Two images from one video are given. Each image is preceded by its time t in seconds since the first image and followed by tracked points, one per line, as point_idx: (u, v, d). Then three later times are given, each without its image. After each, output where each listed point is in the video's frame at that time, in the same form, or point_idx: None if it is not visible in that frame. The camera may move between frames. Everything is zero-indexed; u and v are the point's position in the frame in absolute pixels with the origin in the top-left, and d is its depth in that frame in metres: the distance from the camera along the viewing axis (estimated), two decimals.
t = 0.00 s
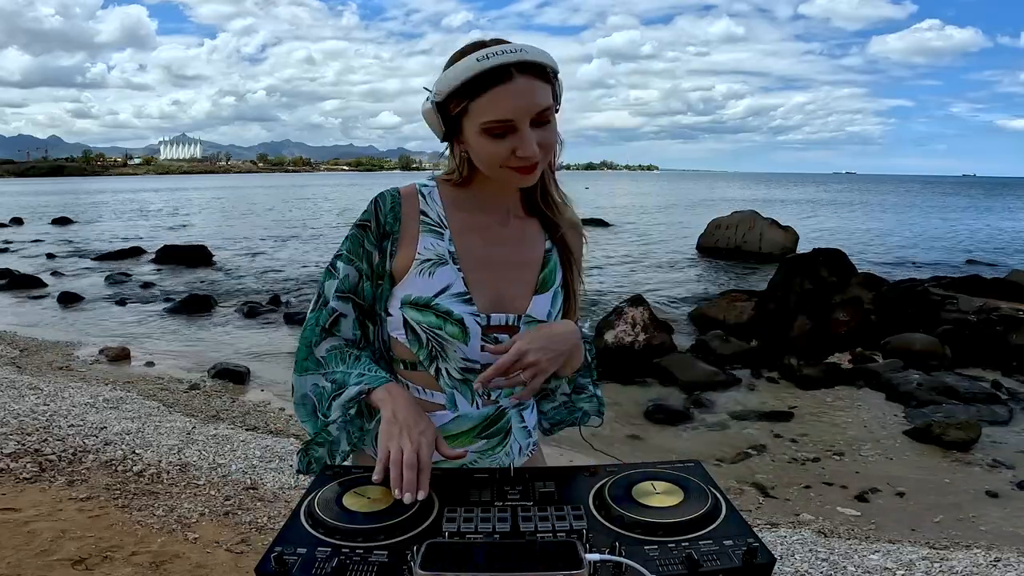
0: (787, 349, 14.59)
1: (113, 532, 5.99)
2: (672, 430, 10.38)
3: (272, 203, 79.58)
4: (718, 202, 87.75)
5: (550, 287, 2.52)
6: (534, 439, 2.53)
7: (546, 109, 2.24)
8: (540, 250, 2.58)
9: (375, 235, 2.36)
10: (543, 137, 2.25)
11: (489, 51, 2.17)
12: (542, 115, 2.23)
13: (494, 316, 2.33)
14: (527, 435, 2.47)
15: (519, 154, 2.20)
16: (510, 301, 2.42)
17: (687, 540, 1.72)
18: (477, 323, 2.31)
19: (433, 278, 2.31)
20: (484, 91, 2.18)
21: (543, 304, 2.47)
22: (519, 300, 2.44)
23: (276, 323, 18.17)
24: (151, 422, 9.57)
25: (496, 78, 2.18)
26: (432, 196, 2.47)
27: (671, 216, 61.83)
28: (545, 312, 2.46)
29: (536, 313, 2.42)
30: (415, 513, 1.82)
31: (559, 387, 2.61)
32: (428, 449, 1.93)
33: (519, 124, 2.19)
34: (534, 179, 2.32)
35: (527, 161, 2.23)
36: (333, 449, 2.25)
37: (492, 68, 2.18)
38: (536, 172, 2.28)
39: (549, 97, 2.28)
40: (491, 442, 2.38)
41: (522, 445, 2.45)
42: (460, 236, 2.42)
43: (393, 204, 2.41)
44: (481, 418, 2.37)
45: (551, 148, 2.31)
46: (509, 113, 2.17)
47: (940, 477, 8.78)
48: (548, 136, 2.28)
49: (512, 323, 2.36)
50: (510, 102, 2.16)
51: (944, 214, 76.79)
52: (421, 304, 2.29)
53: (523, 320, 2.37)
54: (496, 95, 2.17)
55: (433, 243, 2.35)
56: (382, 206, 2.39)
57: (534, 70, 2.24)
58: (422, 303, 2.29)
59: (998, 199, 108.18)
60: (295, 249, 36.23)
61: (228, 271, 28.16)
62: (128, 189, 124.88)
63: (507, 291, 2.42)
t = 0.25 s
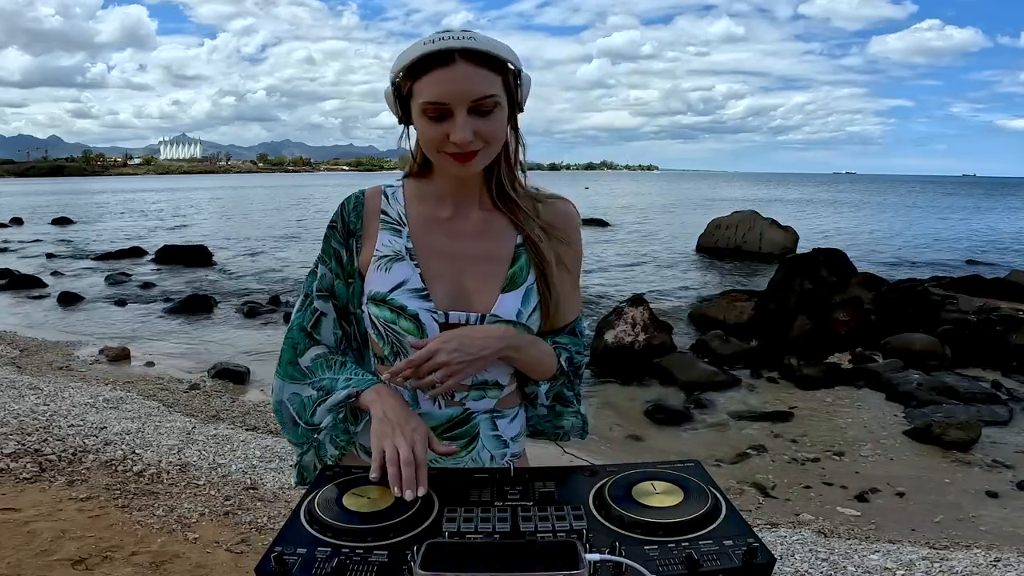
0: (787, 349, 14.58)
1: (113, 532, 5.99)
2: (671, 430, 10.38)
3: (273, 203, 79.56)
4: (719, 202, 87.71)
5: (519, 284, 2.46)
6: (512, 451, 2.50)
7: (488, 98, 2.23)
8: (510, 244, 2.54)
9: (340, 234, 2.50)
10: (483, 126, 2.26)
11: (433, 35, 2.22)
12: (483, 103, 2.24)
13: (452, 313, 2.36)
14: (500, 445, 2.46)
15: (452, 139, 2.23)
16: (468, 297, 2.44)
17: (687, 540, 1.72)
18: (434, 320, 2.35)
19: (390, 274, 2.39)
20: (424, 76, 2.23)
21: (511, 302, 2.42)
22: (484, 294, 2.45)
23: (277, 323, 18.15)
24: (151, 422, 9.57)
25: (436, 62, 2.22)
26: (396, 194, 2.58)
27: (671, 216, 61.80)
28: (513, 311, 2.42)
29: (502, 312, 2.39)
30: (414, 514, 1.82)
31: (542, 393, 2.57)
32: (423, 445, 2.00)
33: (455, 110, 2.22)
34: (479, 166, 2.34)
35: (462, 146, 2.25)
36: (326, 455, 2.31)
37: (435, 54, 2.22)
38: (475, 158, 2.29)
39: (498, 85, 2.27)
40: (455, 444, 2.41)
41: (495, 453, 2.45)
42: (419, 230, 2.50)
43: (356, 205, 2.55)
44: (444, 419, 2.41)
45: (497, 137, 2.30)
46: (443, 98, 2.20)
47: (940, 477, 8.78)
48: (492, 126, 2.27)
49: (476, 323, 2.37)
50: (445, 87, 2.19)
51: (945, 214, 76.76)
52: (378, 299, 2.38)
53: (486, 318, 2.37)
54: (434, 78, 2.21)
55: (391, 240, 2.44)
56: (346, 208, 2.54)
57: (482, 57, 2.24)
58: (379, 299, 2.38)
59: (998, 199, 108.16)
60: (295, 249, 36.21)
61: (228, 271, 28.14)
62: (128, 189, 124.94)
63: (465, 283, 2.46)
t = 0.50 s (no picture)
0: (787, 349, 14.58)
1: (113, 532, 5.99)
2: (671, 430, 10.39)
3: (273, 203, 79.54)
4: (719, 202, 87.68)
5: (500, 294, 2.40)
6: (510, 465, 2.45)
7: (491, 108, 2.25)
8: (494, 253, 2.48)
9: (354, 247, 2.65)
10: (483, 136, 2.27)
11: (440, 40, 2.22)
12: (485, 114, 2.25)
13: (439, 322, 2.40)
14: (496, 457, 2.43)
15: (451, 147, 2.23)
16: (454, 307, 2.45)
17: (687, 540, 1.72)
18: (423, 327, 2.40)
19: (387, 283, 2.49)
20: (428, 80, 2.23)
21: (490, 311, 2.38)
22: (470, 304, 2.43)
23: (277, 323, 18.15)
24: (151, 422, 9.57)
25: (441, 68, 2.23)
26: (398, 208, 2.67)
27: (671, 215, 61.80)
28: (494, 323, 2.38)
29: (483, 324, 2.37)
30: (415, 514, 1.81)
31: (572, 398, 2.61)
32: (427, 446, 2.01)
33: (456, 117, 2.23)
34: (474, 176, 2.34)
35: (460, 155, 2.26)
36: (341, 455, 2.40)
37: (440, 59, 2.23)
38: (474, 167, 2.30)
39: (503, 97, 2.29)
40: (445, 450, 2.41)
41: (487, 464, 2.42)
42: (413, 242, 2.55)
43: (365, 221, 2.68)
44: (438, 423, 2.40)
45: (496, 148, 2.31)
46: (446, 104, 2.21)
47: (939, 477, 8.78)
48: (493, 136, 2.28)
49: (461, 333, 2.38)
50: (449, 93, 2.20)
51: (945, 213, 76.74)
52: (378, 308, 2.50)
53: (470, 329, 2.37)
54: (438, 83, 2.21)
55: (387, 251, 2.54)
56: (359, 223, 2.69)
57: (487, 66, 2.25)
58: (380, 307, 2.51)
59: (998, 199, 108.15)
60: (295, 249, 36.20)
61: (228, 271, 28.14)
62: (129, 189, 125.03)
63: (450, 294, 2.47)
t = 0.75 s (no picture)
0: (787, 349, 14.59)
1: (113, 532, 5.99)
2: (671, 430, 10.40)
3: (272, 203, 79.51)
4: (719, 202, 87.64)
5: (522, 287, 2.38)
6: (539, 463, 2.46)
7: (544, 98, 2.23)
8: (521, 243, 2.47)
9: (385, 234, 2.68)
10: (534, 124, 2.24)
11: (500, 23, 2.19)
12: (538, 103, 2.23)
13: (465, 314, 2.41)
14: (523, 454, 2.44)
15: (503, 133, 2.20)
16: (480, 299, 2.46)
17: (687, 540, 1.72)
18: (450, 320, 2.43)
19: (417, 272, 2.52)
20: (484, 62, 2.19)
21: (514, 306, 2.37)
22: (495, 298, 2.43)
23: (276, 323, 18.15)
24: (151, 422, 9.57)
25: (498, 51, 2.19)
26: (429, 194, 2.68)
27: (671, 216, 61.78)
28: (517, 317, 2.36)
29: (507, 318, 2.36)
30: (414, 514, 1.82)
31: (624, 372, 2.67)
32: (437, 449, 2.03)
33: (511, 103, 2.19)
34: (518, 165, 2.32)
35: (509, 142, 2.23)
36: (367, 445, 2.49)
37: (498, 42, 2.19)
38: (521, 155, 2.27)
39: (555, 86, 2.27)
40: (473, 443, 2.43)
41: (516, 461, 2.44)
42: (441, 231, 2.56)
43: (396, 208, 2.71)
44: (463, 417, 2.43)
45: (543, 137, 2.29)
46: (501, 88, 2.17)
47: (939, 477, 8.78)
48: (542, 126, 2.26)
49: (485, 326, 2.39)
50: (505, 77, 2.17)
51: (945, 214, 76.67)
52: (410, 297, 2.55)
53: (494, 322, 2.37)
54: (496, 66, 2.17)
55: (417, 240, 2.56)
56: (388, 209, 2.71)
57: (545, 53, 2.23)
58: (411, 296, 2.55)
59: (998, 199, 108.10)
60: (294, 249, 36.18)
61: (228, 271, 28.14)
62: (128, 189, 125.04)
63: (476, 285, 2.47)
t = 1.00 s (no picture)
0: (787, 349, 14.59)
1: (112, 532, 5.98)
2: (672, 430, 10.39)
3: (271, 203, 79.52)
4: (718, 202, 87.62)
5: (579, 299, 2.46)
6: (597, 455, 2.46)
7: (633, 128, 2.21)
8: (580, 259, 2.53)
9: (425, 232, 2.56)
10: (617, 150, 2.23)
11: (614, 43, 2.16)
12: (627, 131, 2.21)
13: (514, 320, 2.41)
14: (582, 450, 2.43)
15: (585, 151, 2.19)
16: (533, 308, 2.47)
17: (686, 540, 1.72)
18: (499, 325, 2.41)
19: (461, 276, 2.46)
20: (588, 76, 2.16)
21: (568, 315, 2.43)
22: (549, 307, 2.47)
23: (276, 323, 18.14)
24: (151, 422, 9.57)
25: (605, 70, 2.16)
26: (477, 194, 2.60)
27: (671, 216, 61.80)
28: (569, 324, 2.42)
29: (561, 325, 2.41)
30: (414, 514, 1.82)
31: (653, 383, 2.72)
32: (444, 451, 1.99)
33: (601, 123, 2.17)
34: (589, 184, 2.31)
35: (587, 161, 2.22)
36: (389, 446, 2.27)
37: (605, 60, 2.17)
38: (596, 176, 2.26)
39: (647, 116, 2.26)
40: (528, 445, 2.41)
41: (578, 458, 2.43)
42: (494, 232, 2.53)
43: (439, 204, 2.61)
44: (514, 419, 2.40)
45: (620, 164, 2.28)
46: (598, 107, 2.15)
47: (940, 477, 8.79)
48: (624, 153, 2.25)
49: (537, 332, 2.40)
50: (606, 98, 2.14)
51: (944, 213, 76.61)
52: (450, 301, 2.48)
53: (547, 328, 2.40)
54: (599, 84, 2.14)
55: (464, 242, 2.50)
56: (429, 207, 2.61)
57: (647, 83, 2.21)
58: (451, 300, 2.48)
59: (998, 200, 108.08)
60: (294, 249, 36.18)
61: (227, 271, 28.14)
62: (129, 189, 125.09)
63: (527, 294, 2.48)
